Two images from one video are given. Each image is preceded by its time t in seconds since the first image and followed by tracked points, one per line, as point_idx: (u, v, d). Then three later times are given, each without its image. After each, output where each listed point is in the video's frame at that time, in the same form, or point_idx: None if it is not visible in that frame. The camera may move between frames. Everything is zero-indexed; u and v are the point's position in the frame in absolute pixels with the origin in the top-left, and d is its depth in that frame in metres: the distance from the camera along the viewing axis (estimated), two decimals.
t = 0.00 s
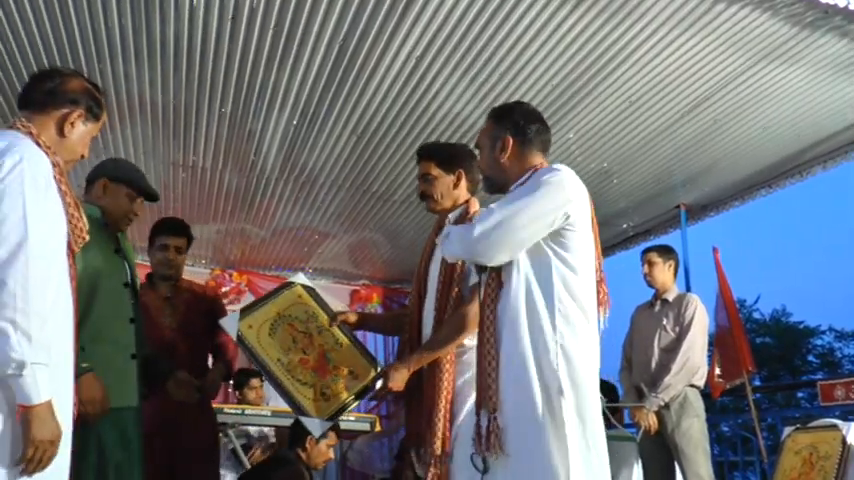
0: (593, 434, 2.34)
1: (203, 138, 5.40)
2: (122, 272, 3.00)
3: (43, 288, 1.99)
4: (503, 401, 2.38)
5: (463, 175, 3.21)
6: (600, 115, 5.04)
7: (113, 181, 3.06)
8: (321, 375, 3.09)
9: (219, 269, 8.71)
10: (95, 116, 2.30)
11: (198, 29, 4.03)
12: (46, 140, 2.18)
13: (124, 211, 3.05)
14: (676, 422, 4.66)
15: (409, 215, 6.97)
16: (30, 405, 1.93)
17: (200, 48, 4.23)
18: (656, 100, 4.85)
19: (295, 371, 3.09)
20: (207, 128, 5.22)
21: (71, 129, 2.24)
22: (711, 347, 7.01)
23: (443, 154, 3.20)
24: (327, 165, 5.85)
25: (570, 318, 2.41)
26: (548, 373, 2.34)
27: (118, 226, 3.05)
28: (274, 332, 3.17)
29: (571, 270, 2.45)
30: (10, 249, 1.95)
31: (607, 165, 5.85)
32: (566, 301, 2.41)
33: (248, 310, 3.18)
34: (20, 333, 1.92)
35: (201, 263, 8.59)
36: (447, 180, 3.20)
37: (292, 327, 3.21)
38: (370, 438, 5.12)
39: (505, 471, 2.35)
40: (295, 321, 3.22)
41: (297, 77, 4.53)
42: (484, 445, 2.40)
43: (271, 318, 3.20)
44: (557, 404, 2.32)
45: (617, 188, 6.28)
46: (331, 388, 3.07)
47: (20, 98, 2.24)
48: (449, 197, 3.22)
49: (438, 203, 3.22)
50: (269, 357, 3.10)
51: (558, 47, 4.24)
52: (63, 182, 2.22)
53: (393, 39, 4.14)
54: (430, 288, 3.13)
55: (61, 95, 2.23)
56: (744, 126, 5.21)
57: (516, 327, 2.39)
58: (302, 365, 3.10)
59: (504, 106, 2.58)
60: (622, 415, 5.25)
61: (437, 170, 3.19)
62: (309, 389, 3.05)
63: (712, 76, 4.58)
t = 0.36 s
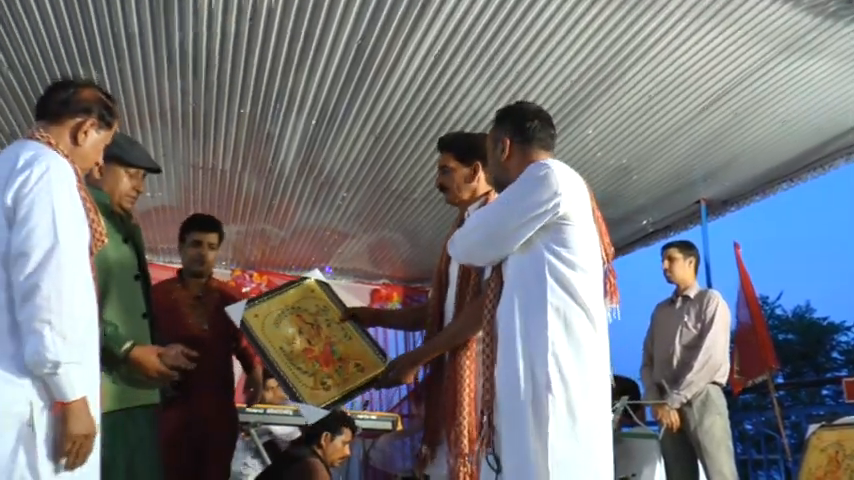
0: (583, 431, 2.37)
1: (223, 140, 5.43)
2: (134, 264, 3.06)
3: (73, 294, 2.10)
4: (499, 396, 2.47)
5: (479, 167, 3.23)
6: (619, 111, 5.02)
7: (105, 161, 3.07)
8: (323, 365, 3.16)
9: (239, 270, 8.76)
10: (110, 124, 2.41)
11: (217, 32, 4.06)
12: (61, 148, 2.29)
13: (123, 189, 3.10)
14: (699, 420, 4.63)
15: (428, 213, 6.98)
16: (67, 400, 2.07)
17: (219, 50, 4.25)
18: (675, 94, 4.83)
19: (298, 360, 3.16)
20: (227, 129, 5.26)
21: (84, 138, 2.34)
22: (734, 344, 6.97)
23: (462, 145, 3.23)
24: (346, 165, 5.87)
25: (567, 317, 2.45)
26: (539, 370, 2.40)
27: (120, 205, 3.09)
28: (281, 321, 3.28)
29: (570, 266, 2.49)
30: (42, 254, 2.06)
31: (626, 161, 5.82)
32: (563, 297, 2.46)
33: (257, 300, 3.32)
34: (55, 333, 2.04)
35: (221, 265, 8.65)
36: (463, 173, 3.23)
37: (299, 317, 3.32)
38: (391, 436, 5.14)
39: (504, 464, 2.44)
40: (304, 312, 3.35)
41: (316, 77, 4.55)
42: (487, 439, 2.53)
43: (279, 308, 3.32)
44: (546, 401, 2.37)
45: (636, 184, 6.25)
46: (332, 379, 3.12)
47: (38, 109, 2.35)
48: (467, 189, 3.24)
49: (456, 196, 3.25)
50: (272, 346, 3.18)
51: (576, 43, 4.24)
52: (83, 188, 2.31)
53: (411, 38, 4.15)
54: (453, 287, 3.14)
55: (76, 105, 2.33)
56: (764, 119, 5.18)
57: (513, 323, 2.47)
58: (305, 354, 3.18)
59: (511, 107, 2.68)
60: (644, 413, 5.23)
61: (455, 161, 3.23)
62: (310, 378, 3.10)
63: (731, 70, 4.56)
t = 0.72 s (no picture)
0: (596, 429, 2.35)
1: (241, 139, 5.46)
2: (152, 259, 3.08)
3: (114, 287, 2.24)
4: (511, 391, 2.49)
5: (487, 162, 3.21)
6: (637, 106, 5.01)
7: (113, 156, 3.10)
8: (323, 364, 3.25)
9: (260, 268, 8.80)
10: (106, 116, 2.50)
11: (234, 31, 4.08)
12: (70, 147, 2.36)
13: (133, 182, 3.13)
14: (721, 415, 4.61)
15: (447, 210, 6.98)
16: (131, 379, 2.30)
17: (237, 49, 4.28)
18: (695, 86, 4.80)
19: (297, 356, 3.27)
20: (245, 128, 5.28)
21: (88, 135, 2.41)
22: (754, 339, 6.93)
23: (468, 143, 3.21)
24: (364, 162, 5.88)
25: (580, 314, 2.44)
26: (551, 367, 2.40)
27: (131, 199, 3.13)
28: (290, 315, 3.36)
29: (583, 260, 2.49)
30: (83, 253, 2.18)
31: (645, 155, 5.79)
32: (576, 294, 2.46)
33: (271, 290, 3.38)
34: (114, 324, 2.19)
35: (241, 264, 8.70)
36: (471, 169, 3.22)
37: (309, 314, 3.39)
38: (413, 433, 5.15)
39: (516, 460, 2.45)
40: (315, 311, 3.41)
41: (333, 74, 4.56)
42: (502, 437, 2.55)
43: (290, 303, 3.39)
44: (556, 398, 2.37)
45: (656, 178, 6.21)
46: (328, 378, 3.22)
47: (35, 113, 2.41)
48: (479, 185, 3.23)
49: (470, 192, 3.25)
50: (274, 339, 3.29)
51: (594, 36, 4.21)
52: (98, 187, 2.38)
53: (428, 34, 4.15)
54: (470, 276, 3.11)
55: (78, 104, 2.40)
56: (786, 109, 5.14)
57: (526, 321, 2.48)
58: (307, 351, 3.28)
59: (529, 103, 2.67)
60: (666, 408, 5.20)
61: (461, 159, 3.22)
62: (306, 374, 3.22)
63: (753, 61, 4.53)
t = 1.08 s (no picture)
0: (614, 423, 2.35)
1: (259, 135, 5.49)
2: (170, 254, 3.11)
3: (117, 282, 2.22)
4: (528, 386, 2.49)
5: (495, 152, 3.22)
6: (656, 98, 4.97)
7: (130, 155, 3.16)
8: (323, 358, 3.24)
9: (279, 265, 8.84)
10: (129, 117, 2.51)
11: (251, 28, 4.10)
12: (86, 147, 2.39)
13: (149, 180, 3.18)
14: (742, 409, 4.57)
15: (465, 205, 6.97)
16: (130, 380, 2.23)
17: (254, 46, 4.29)
18: (716, 77, 4.75)
19: (299, 349, 3.26)
20: (263, 124, 5.30)
21: (105, 134, 2.44)
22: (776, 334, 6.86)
23: (475, 136, 3.22)
24: (382, 157, 5.89)
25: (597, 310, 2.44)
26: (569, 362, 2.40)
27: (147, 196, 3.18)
28: (295, 310, 3.37)
29: (600, 254, 2.47)
30: (86, 247, 2.18)
31: (664, 147, 5.74)
32: (594, 288, 2.44)
33: (281, 287, 3.42)
34: (110, 319, 2.17)
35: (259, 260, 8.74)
36: (480, 159, 3.22)
37: (314, 309, 3.39)
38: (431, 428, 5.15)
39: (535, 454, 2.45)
40: (321, 307, 3.41)
41: (351, 69, 4.56)
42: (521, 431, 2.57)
43: (298, 299, 3.40)
44: (574, 392, 2.37)
45: (675, 171, 6.16)
46: (326, 373, 3.20)
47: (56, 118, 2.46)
48: (483, 178, 3.24)
49: (472, 185, 3.25)
50: (277, 333, 3.30)
51: (613, 28, 4.18)
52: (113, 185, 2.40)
53: (445, 28, 4.14)
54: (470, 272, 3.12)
55: (94, 104, 2.43)
56: (808, 99, 5.08)
57: (543, 315, 2.48)
58: (309, 345, 3.27)
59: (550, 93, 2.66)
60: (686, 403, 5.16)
61: (468, 150, 3.22)
62: (305, 368, 3.21)
63: (774, 50, 4.48)
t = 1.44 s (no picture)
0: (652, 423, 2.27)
1: (276, 131, 5.50)
2: (186, 249, 3.14)
3: (117, 268, 2.19)
4: (557, 384, 2.36)
5: (498, 146, 3.27)
6: (676, 88, 4.92)
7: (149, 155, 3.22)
8: (321, 354, 3.25)
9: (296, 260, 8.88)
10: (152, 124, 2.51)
11: (267, 22, 4.11)
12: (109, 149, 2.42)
13: (168, 178, 3.23)
14: (761, 405, 4.54)
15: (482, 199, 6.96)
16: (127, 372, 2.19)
17: (270, 41, 4.30)
18: (736, 68, 4.70)
19: (297, 345, 3.27)
20: (280, 119, 5.32)
21: (127, 137, 2.45)
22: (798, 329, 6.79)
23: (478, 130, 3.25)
24: (399, 151, 5.89)
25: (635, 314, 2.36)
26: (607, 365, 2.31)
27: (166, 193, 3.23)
28: (298, 307, 3.37)
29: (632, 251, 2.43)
30: (89, 238, 2.18)
31: (684, 139, 5.69)
32: (632, 285, 2.39)
33: (284, 284, 3.42)
34: (104, 307, 2.13)
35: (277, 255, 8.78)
36: (482, 152, 3.26)
37: (315, 305, 3.38)
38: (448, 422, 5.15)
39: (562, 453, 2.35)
40: (323, 303, 3.40)
41: (367, 63, 4.56)
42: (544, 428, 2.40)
43: (302, 295, 3.40)
44: (616, 390, 2.28)
45: (694, 163, 6.11)
46: (323, 369, 3.22)
47: (88, 121, 2.51)
48: (483, 171, 3.28)
49: (473, 179, 3.29)
50: (277, 328, 3.30)
51: (630, 18, 4.14)
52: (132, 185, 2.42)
53: (462, 20, 4.12)
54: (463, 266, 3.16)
55: (117, 107, 2.46)
56: (830, 90, 5.02)
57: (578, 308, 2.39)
58: (308, 341, 3.28)
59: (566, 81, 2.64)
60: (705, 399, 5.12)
61: (470, 142, 3.24)
62: (302, 363, 3.23)
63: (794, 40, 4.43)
